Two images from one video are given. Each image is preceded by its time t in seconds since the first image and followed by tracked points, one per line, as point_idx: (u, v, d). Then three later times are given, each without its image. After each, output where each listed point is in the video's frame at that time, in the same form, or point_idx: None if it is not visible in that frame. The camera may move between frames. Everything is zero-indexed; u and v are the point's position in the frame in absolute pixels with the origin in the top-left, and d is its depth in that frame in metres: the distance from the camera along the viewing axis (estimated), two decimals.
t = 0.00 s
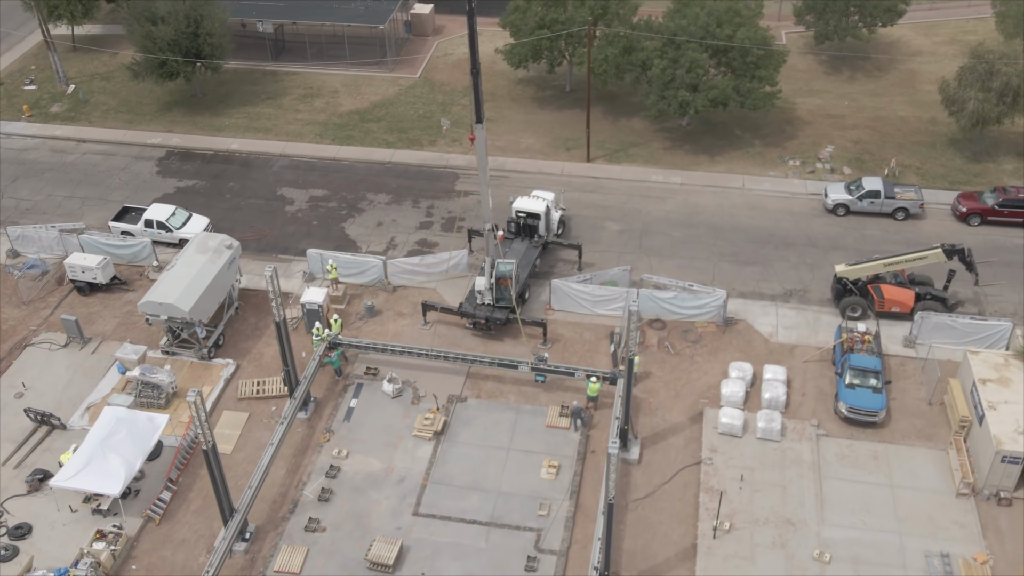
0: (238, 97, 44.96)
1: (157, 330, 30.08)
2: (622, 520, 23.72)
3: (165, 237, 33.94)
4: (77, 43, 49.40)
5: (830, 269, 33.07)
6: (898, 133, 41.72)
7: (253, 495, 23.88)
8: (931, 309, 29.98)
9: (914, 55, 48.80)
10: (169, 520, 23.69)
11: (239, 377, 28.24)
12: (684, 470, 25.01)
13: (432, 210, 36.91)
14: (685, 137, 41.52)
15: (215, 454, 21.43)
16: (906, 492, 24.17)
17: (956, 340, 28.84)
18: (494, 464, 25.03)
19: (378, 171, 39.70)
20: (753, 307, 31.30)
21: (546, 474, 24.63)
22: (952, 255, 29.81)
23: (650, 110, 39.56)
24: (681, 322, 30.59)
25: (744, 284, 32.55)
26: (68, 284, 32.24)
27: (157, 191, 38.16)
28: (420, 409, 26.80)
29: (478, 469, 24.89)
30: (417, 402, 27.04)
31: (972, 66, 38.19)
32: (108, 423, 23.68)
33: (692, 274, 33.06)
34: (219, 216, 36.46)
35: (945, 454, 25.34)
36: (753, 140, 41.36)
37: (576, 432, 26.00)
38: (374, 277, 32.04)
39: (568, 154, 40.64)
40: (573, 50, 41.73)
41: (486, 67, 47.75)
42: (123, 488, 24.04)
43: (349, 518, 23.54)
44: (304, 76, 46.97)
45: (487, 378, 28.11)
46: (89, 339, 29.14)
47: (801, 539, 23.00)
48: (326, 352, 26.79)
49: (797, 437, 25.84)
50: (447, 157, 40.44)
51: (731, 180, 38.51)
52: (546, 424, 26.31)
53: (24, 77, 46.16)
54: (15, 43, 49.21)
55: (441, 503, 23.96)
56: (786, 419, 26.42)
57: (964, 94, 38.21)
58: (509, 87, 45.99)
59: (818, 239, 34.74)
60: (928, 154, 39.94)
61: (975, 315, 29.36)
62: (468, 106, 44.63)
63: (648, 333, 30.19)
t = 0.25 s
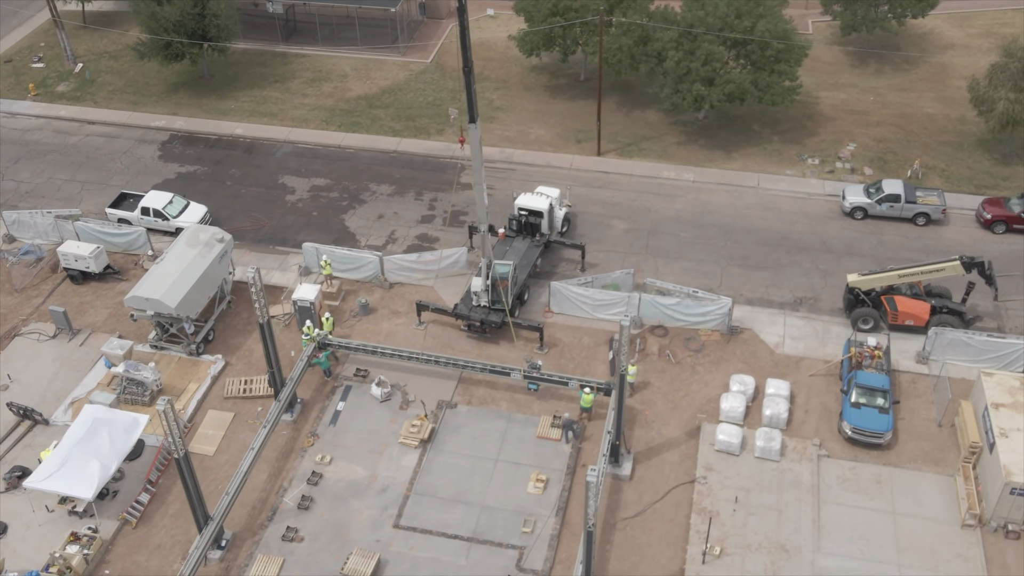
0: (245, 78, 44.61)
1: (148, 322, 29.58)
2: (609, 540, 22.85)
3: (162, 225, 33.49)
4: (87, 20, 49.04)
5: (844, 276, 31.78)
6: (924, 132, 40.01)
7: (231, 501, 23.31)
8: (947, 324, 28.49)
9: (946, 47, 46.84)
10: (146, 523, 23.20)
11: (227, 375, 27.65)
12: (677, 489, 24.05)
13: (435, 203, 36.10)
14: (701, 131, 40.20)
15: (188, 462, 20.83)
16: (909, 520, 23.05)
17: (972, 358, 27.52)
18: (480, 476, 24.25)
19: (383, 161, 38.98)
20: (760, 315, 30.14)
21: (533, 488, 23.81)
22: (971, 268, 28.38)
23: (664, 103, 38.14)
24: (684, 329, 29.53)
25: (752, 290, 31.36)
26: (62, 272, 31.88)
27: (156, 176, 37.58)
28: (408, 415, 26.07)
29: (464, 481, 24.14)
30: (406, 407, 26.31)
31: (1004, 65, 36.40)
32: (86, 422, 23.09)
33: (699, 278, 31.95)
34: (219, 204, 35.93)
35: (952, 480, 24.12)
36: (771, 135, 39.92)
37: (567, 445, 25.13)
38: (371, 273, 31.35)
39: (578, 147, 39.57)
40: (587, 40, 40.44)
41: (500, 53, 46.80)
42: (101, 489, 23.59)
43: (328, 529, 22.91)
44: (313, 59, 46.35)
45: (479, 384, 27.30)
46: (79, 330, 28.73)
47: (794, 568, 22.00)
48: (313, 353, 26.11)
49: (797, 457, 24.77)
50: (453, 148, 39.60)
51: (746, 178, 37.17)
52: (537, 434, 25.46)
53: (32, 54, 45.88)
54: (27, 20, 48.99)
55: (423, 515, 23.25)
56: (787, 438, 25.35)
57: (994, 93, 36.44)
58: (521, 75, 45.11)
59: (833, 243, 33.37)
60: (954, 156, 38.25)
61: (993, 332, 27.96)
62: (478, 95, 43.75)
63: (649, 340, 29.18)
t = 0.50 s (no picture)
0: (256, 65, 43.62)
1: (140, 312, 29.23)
2: (593, 559, 22.13)
3: (161, 211, 33.21)
4: None
5: (857, 285, 30.54)
6: (953, 133, 38.34)
7: (210, 502, 22.87)
8: (963, 342, 27.09)
9: (983, 43, 44.86)
10: (123, 522, 22.86)
11: (215, 370, 27.21)
12: (666, 509, 23.21)
13: (439, 195, 35.38)
14: (718, 127, 38.92)
15: (160, 466, 20.37)
16: (908, 552, 22.04)
17: (986, 379, 26.24)
18: (465, 486, 23.62)
19: (390, 150, 38.34)
20: (766, 324, 29.09)
21: (518, 502, 23.11)
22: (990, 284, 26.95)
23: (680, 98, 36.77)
24: (686, 337, 28.56)
25: (760, 297, 30.23)
26: (58, 256, 31.67)
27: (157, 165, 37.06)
28: (395, 419, 25.47)
29: (447, 491, 23.51)
30: (394, 410, 25.70)
31: None
32: (65, 419, 22.70)
33: (706, 283, 30.91)
34: (221, 190, 35.52)
35: (956, 510, 23.00)
36: (791, 132, 38.51)
37: (556, 456, 24.38)
38: (368, 268, 30.77)
39: (590, 140, 38.55)
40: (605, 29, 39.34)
41: (517, 40, 45.88)
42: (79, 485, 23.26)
43: (306, 535, 22.41)
44: (327, 41, 45.73)
45: (470, 388, 26.60)
46: (70, 318, 28.44)
47: None
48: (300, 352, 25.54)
49: (795, 478, 23.79)
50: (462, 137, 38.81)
51: (762, 178, 35.87)
52: (525, 444, 24.73)
53: (46, 29, 45.72)
54: None
55: (403, 526, 22.67)
56: (785, 457, 24.37)
57: None
58: (537, 62, 44.21)
59: (849, 250, 32.08)
60: (983, 160, 36.60)
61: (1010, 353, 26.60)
62: (491, 83, 42.88)
63: (649, 347, 28.27)
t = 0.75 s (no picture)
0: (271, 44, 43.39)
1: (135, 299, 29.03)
2: None
3: (163, 195, 33.06)
4: None
5: (870, 297, 29.35)
6: (984, 138, 36.67)
7: (188, 500, 22.59)
8: (977, 363, 25.74)
9: None
10: (101, 515, 22.68)
11: (205, 361, 26.91)
12: (652, 528, 22.48)
13: (445, 187, 34.75)
14: (737, 124, 37.69)
15: (133, 466, 20.06)
16: None
17: (998, 403, 25.05)
18: (447, 495, 23.10)
19: (399, 138, 37.78)
20: (771, 335, 28.06)
21: (499, 514, 22.55)
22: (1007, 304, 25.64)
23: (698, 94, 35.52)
24: (687, 346, 27.66)
25: (768, 307, 29.15)
26: (59, 238, 31.62)
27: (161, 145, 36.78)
28: (381, 420, 25.00)
29: (428, 499, 23.01)
30: (381, 412, 25.22)
31: None
32: (44, 411, 22.49)
33: (712, 289, 29.91)
34: (226, 175, 35.25)
35: (956, 543, 21.99)
36: (813, 132, 37.14)
37: (542, 467, 23.74)
38: (366, 262, 30.30)
39: (604, 133, 37.56)
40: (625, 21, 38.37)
41: (537, 26, 45.00)
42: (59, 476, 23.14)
43: (282, 538, 22.07)
44: (343, 22, 45.20)
45: (460, 392, 26.00)
46: (64, 303, 28.30)
47: None
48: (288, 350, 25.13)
49: (789, 502, 22.89)
50: (473, 127, 38.13)
51: (779, 180, 34.61)
52: (512, 453, 24.11)
53: (65, 4, 45.74)
54: None
55: (381, 533, 22.22)
56: (780, 479, 23.48)
57: None
58: (555, 50, 43.26)
59: (865, 259, 30.81)
60: (1015, 167, 34.94)
61: None
62: (507, 71, 42.04)
63: (648, 355, 27.41)
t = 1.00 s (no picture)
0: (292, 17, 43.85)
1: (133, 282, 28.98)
2: None
3: (169, 177, 33.08)
4: None
5: (883, 313, 28.15)
6: (1019, 147, 35.01)
7: (166, 492, 22.43)
8: (988, 389, 24.58)
9: None
10: (82, 503, 22.65)
11: (197, 350, 26.75)
12: (634, 546, 21.84)
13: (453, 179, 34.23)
14: (758, 122, 36.46)
15: (106, 461, 19.77)
16: None
17: (1007, 432, 23.91)
18: (427, 500, 22.72)
19: (411, 126, 37.33)
20: (776, 348, 27.00)
21: (478, 523, 22.10)
22: None
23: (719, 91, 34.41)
24: (686, 355, 26.84)
25: (774, 318, 28.08)
26: (62, 217, 31.70)
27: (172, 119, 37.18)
28: (368, 420, 24.66)
29: (408, 504, 22.64)
30: (367, 411, 24.88)
31: None
32: (30, 395, 23.03)
33: (718, 296, 28.91)
34: (234, 159, 35.21)
35: None
36: (837, 133, 35.80)
37: (527, 477, 23.20)
38: (366, 254, 29.95)
39: (620, 128, 36.62)
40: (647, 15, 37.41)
41: (560, 14, 44.22)
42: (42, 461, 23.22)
43: (258, 537, 21.85)
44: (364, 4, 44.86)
45: (449, 394, 25.53)
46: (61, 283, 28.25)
47: None
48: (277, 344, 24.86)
49: (778, 527, 22.11)
50: (487, 117, 37.59)
51: (798, 183, 33.36)
52: (497, 460, 23.61)
53: None
54: None
55: (357, 536, 21.89)
56: (771, 502, 22.68)
57: None
58: (577, 39, 42.39)
59: (880, 271, 29.55)
60: None
61: None
62: (526, 60, 41.32)
63: (645, 364, 26.65)
